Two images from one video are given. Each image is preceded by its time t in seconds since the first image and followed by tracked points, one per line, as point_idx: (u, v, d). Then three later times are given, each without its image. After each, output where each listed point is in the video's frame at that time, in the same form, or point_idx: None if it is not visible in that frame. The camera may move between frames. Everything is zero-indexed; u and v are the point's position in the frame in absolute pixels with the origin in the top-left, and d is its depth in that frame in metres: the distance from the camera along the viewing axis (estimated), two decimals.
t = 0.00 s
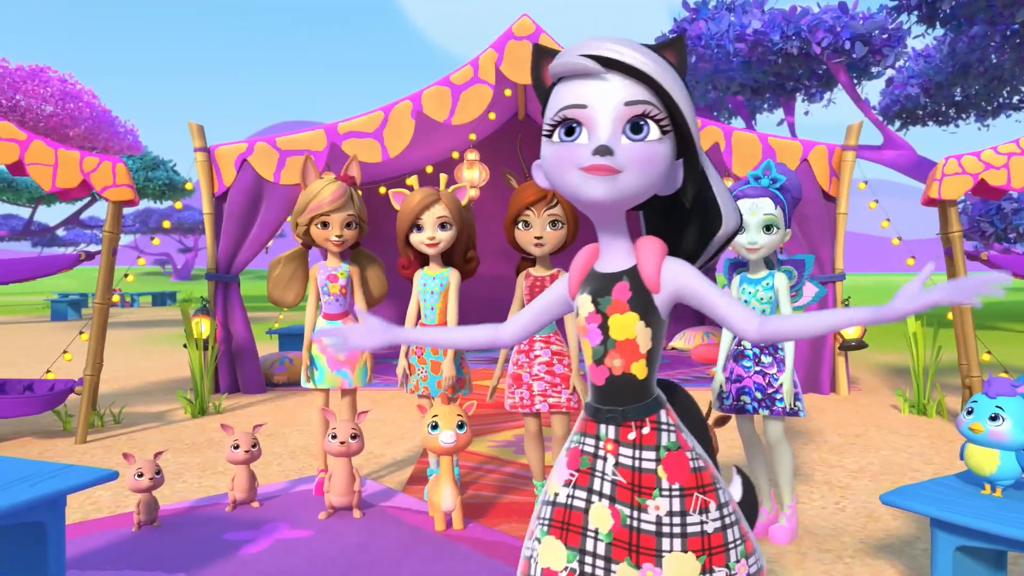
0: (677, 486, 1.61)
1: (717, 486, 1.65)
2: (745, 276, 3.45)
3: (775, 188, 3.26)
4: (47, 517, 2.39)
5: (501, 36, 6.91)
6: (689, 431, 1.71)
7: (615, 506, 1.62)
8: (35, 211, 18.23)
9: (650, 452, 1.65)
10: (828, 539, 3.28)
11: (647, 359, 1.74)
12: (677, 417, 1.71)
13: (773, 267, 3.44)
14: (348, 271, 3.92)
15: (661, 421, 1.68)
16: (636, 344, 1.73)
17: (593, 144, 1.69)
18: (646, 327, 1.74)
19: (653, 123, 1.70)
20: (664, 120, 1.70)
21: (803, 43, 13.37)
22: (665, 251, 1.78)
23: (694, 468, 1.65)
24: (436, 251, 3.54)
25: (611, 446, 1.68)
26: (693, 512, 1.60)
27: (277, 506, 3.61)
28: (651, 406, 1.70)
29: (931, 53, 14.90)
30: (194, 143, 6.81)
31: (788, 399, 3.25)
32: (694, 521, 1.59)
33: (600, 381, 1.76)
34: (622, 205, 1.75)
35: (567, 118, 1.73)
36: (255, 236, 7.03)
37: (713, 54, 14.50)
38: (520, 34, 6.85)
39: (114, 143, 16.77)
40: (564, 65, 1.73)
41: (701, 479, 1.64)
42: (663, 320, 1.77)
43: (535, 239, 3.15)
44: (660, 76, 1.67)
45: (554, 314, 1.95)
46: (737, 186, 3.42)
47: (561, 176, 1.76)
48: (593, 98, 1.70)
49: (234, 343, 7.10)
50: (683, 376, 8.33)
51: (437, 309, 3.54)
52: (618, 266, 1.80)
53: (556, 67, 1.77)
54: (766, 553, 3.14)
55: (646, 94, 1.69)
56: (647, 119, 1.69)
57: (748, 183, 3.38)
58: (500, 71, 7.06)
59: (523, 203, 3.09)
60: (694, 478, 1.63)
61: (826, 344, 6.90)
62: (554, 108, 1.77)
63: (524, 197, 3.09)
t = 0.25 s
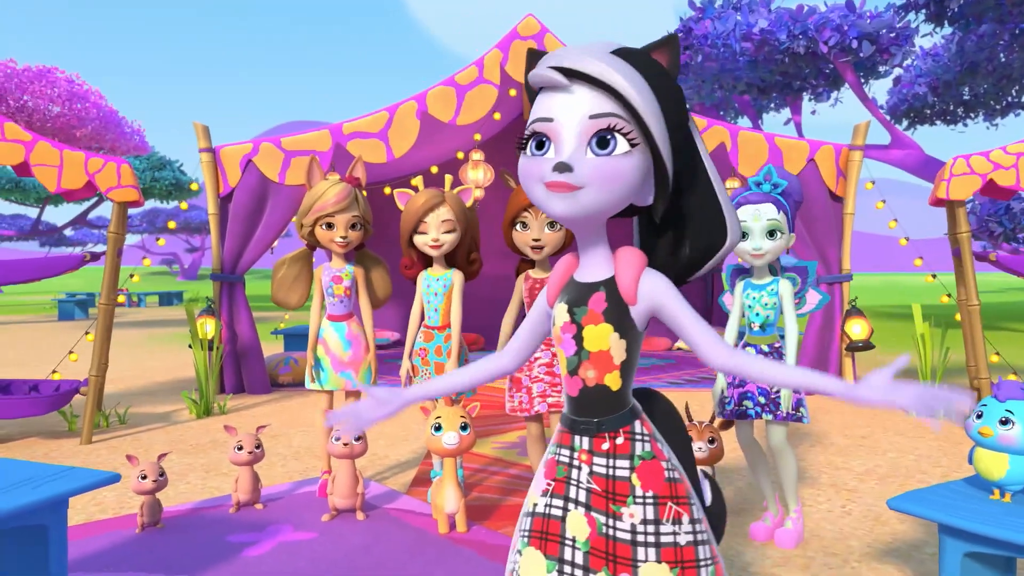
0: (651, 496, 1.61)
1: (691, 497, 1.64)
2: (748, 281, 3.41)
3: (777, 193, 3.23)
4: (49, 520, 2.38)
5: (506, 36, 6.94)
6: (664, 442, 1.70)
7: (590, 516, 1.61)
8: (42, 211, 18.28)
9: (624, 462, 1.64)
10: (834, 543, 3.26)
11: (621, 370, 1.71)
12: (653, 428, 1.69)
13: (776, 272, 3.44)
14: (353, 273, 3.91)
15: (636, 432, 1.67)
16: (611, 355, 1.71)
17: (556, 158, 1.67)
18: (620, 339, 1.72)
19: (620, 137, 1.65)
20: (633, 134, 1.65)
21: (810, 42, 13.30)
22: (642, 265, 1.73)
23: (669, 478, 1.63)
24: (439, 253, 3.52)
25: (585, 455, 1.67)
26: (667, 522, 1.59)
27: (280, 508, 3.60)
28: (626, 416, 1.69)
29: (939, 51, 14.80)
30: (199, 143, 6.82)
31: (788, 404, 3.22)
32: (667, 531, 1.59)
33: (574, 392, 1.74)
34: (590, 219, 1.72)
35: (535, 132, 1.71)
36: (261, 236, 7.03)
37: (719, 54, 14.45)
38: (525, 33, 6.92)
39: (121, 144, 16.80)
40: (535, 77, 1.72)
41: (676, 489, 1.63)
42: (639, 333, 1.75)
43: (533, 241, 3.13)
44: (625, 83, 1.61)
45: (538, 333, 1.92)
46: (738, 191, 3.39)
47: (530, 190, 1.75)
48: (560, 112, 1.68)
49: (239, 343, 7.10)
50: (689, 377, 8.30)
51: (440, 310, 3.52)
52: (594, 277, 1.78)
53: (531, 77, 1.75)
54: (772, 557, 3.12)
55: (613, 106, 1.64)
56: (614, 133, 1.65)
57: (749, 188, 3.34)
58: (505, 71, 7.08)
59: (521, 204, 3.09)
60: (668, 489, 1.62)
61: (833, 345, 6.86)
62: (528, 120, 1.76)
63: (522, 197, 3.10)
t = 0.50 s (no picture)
0: (642, 496, 1.59)
1: (685, 497, 1.61)
2: (757, 279, 3.39)
3: (784, 189, 3.23)
4: (47, 522, 2.37)
5: (508, 36, 6.90)
6: (656, 443, 1.67)
7: (582, 517, 1.60)
8: (45, 211, 18.31)
9: (613, 463, 1.62)
10: (838, 547, 3.23)
11: (613, 373, 1.69)
12: (645, 430, 1.67)
13: (786, 270, 3.41)
14: (354, 274, 3.90)
15: (627, 433, 1.65)
16: (602, 358, 1.69)
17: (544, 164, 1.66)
18: (613, 342, 1.69)
19: (610, 144, 1.62)
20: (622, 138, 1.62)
21: (814, 41, 13.25)
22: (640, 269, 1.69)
23: (660, 478, 1.61)
24: (441, 256, 3.51)
25: (575, 457, 1.66)
26: (659, 521, 1.57)
27: (280, 509, 3.59)
28: (617, 417, 1.66)
29: (943, 51, 14.73)
30: (201, 144, 6.81)
31: (799, 404, 3.20)
32: (659, 531, 1.56)
33: (568, 394, 1.73)
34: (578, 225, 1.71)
35: (529, 134, 1.70)
36: (262, 237, 7.02)
37: (723, 53, 14.41)
38: (527, 33, 6.89)
39: (123, 144, 16.82)
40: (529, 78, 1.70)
41: (668, 490, 1.60)
42: (633, 337, 1.71)
43: (525, 248, 3.14)
44: (613, 88, 1.55)
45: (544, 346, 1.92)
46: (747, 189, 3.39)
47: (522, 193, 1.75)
48: (550, 115, 1.66)
49: (241, 344, 7.10)
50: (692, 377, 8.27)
51: (441, 312, 3.51)
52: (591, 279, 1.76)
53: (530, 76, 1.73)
54: (775, 561, 3.10)
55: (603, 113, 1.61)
56: (603, 139, 1.62)
57: (757, 186, 3.34)
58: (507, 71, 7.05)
59: (509, 210, 3.08)
60: (660, 489, 1.60)
61: (836, 346, 6.82)
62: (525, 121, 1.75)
63: (510, 205, 3.08)
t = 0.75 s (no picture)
0: (635, 501, 1.57)
1: (681, 503, 1.58)
2: (765, 279, 3.38)
3: (791, 190, 3.24)
4: (42, 527, 2.36)
5: (508, 36, 6.87)
6: (653, 447, 1.65)
7: (575, 521, 1.59)
8: (46, 210, 18.31)
9: (607, 467, 1.60)
10: (838, 549, 3.22)
11: (609, 378, 1.66)
12: (642, 434, 1.64)
13: (795, 271, 3.39)
14: (352, 275, 3.89)
15: (623, 437, 1.63)
16: (598, 364, 1.67)
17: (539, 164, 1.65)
18: (608, 348, 1.67)
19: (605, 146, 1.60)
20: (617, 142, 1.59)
21: (815, 41, 13.21)
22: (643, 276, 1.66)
23: (655, 483, 1.59)
24: (439, 259, 3.49)
25: (570, 460, 1.65)
26: (652, 527, 1.55)
27: (278, 512, 3.58)
28: (614, 422, 1.64)
29: (945, 50, 14.69)
30: (201, 144, 6.80)
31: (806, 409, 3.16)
32: (652, 536, 1.54)
33: (565, 398, 1.72)
34: (574, 228, 1.70)
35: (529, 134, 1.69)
36: (262, 237, 7.00)
37: (723, 53, 14.38)
38: (527, 33, 6.85)
39: (124, 144, 16.82)
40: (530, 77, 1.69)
41: (663, 495, 1.58)
42: (631, 342, 1.68)
43: (516, 239, 3.10)
44: (608, 88, 1.51)
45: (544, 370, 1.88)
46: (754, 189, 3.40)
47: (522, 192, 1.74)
48: (547, 116, 1.65)
49: (241, 344, 7.09)
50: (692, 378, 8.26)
51: (440, 313, 3.49)
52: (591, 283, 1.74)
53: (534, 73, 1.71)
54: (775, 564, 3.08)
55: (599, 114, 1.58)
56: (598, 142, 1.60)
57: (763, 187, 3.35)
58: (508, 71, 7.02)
59: (503, 203, 3.06)
60: (654, 494, 1.57)
61: (837, 346, 6.80)
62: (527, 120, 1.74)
63: (504, 197, 3.06)
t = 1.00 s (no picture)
0: (641, 508, 1.54)
1: (691, 513, 1.55)
2: (769, 280, 3.37)
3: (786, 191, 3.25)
4: (37, 531, 2.34)
5: (508, 35, 6.83)
6: (664, 454, 1.61)
7: (580, 526, 1.59)
8: (46, 210, 18.30)
9: (614, 473, 1.58)
10: (838, 552, 3.20)
11: (617, 381, 1.65)
12: (652, 440, 1.61)
13: (801, 271, 3.34)
14: (349, 276, 3.88)
15: (632, 442, 1.60)
16: (605, 366, 1.66)
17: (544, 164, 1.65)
18: (616, 351, 1.65)
19: (606, 141, 1.57)
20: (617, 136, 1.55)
21: (816, 40, 13.18)
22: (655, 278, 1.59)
23: (663, 491, 1.56)
24: (437, 260, 3.47)
25: (578, 464, 1.64)
26: (657, 536, 1.53)
27: (276, 514, 3.56)
28: (623, 426, 1.62)
29: (946, 50, 14.66)
30: (200, 144, 6.78)
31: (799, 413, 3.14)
32: (656, 545, 1.52)
33: (575, 400, 1.71)
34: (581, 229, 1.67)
35: (539, 135, 1.69)
36: (261, 238, 6.98)
37: (724, 53, 14.36)
38: (527, 33, 6.79)
39: (123, 144, 16.80)
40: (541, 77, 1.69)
41: (671, 504, 1.55)
42: (640, 345, 1.64)
43: (512, 236, 3.07)
44: (609, 84, 1.49)
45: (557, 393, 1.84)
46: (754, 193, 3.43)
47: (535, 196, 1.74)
48: (553, 115, 1.64)
49: (240, 345, 7.08)
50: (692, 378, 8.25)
51: (437, 314, 3.47)
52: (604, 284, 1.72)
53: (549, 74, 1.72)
54: (774, 567, 3.07)
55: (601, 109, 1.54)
56: (600, 137, 1.58)
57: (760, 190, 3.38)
58: (508, 71, 6.97)
59: (500, 200, 3.03)
60: (661, 502, 1.54)
61: (838, 347, 6.79)
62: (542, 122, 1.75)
63: (502, 194, 3.03)
